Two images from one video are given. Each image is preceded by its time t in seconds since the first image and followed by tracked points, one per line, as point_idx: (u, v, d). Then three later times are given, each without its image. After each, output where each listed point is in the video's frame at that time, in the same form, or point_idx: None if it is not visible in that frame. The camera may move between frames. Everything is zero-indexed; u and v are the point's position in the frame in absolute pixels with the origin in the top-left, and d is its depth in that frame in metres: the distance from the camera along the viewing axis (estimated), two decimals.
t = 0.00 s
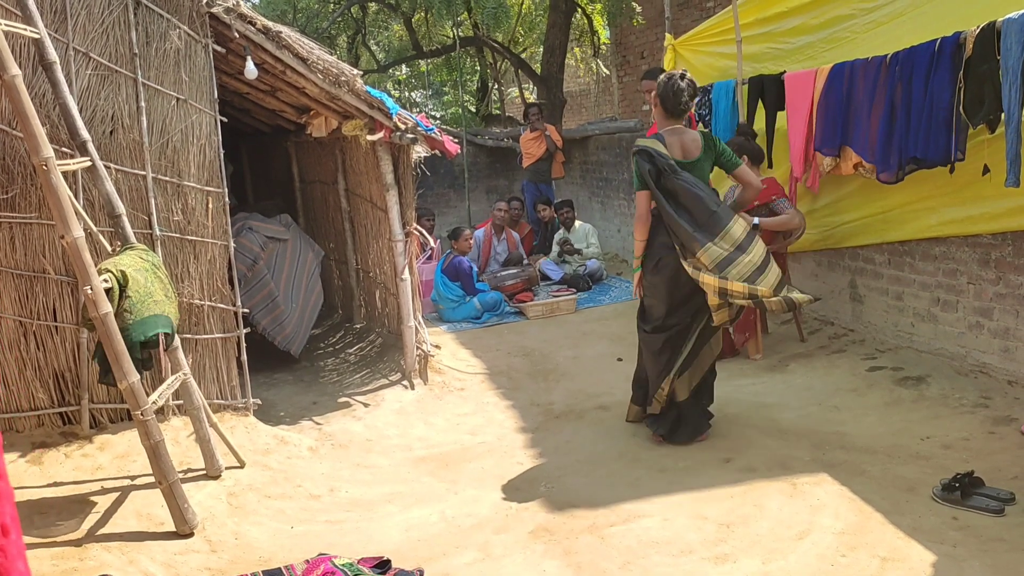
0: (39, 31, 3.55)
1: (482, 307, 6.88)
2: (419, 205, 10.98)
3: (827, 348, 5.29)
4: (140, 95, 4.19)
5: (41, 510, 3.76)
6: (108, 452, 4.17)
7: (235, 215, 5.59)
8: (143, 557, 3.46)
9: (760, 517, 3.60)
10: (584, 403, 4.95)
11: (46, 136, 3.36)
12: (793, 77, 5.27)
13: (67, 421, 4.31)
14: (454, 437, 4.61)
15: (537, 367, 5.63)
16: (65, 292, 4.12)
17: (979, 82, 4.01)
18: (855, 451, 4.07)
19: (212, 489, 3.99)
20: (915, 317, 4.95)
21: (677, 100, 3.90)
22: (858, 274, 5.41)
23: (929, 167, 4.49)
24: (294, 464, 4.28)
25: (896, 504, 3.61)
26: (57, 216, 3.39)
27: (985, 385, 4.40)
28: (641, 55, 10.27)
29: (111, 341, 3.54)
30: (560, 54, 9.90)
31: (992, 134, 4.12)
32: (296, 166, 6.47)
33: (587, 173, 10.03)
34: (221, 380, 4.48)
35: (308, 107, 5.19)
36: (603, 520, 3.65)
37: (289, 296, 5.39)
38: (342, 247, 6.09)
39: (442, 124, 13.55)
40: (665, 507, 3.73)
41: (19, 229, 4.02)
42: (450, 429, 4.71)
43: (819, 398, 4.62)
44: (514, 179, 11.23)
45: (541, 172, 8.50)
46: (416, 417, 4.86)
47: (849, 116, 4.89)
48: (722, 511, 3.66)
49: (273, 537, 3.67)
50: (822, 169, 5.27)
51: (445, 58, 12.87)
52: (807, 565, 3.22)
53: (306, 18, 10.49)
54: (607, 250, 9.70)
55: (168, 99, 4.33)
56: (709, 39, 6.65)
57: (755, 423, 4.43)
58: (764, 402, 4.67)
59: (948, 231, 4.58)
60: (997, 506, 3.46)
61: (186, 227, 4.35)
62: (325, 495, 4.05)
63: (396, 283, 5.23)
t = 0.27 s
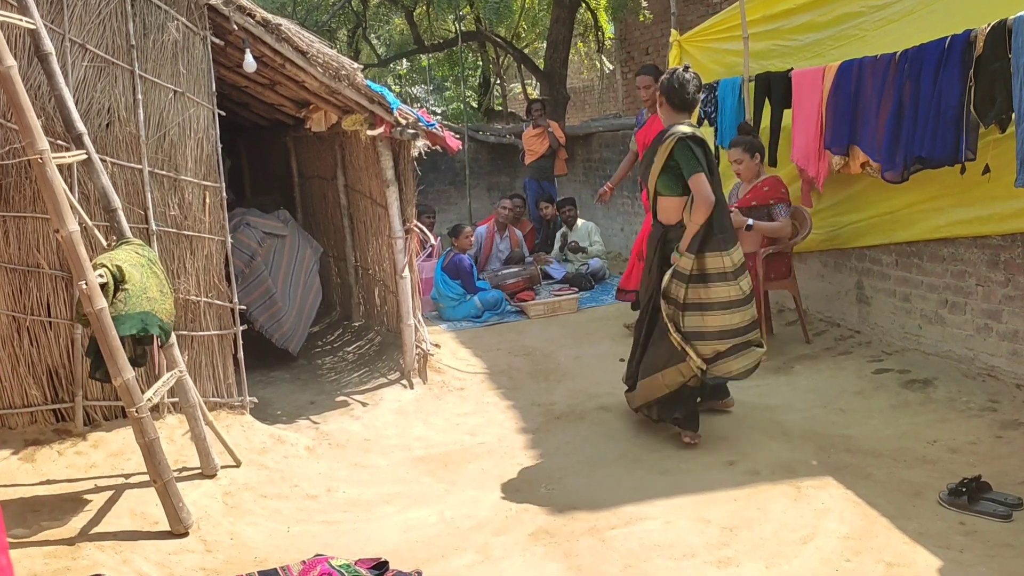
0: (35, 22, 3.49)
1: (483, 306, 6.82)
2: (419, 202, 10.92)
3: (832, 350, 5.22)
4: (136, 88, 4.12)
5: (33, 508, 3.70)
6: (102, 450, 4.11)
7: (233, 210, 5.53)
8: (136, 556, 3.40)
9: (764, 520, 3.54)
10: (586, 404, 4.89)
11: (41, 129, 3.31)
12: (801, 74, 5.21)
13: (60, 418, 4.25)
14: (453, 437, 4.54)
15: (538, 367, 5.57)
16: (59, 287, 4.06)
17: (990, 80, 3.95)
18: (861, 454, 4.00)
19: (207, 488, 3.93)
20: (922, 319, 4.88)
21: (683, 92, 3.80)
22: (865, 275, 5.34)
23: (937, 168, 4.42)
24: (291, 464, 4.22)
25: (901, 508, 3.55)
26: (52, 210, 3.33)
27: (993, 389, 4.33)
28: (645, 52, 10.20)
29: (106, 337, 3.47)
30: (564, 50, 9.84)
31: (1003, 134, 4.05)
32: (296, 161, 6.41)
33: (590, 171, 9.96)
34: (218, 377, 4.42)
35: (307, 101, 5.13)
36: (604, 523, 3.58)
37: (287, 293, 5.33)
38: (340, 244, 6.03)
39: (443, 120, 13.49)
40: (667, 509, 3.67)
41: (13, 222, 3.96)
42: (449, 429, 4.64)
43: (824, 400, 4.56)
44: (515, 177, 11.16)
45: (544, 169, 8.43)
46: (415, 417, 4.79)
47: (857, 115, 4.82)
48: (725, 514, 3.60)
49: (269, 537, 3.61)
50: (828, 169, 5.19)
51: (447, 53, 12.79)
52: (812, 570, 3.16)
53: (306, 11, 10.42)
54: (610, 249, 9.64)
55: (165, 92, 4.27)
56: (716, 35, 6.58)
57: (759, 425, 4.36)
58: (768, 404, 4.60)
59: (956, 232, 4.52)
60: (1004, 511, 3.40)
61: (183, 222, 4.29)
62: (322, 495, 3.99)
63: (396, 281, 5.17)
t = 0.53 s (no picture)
0: (18, 12, 3.37)
1: (481, 306, 6.70)
2: (416, 198, 10.79)
3: (842, 352, 5.08)
4: (124, 80, 3.99)
5: (17, 514, 3.58)
6: (88, 454, 3.99)
7: (223, 207, 5.41)
8: (122, 564, 3.28)
9: (770, 527, 3.41)
10: (587, 407, 4.76)
11: (25, 123, 3.20)
12: (809, 67, 5.06)
13: (45, 421, 4.12)
14: (450, 442, 4.42)
15: (538, 369, 5.44)
16: (44, 286, 3.93)
17: (1005, 73, 3.82)
18: (871, 459, 3.88)
19: (196, 493, 3.81)
20: (935, 320, 4.75)
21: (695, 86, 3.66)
22: (876, 274, 5.21)
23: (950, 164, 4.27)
24: (282, 468, 4.10)
25: (912, 514, 3.42)
26: (36, 206, 3.18)
27: (1008, 392, 4.20)
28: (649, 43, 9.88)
29: (92, 337, 3.33)
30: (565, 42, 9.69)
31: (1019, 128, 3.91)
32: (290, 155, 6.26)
33: (591, 167, 9.83)
34: (207, 379, 4.30)
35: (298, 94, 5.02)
36: (607, 529, 3.46)
37: (279, 293, 5.21)
38: (334, 242, 5.90)
39: (441, 113, 13.35)
40: (671, 516, 3.54)
41: None
42: (446, 433, 4.52)
43: (833, 404, 4.43)
44: (514, 173, 11.03)
45: (544, 165, 8.29)
46: (411, 420, 4.67)
47: (866, 110, 4.68)
48: (730, 521, 3.47)
49: (260, 544, 3.49)
50: (836, 164, 5.03)
51: (445, 44, 12.64)
52: None
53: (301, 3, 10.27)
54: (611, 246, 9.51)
55: (154, 85, 4.14)
56: (722, 26, 6.44)
57: (767, 430, 4.23)
58: (776, 408, 4.47)
59: (968, 231, 4.41)
60: (1020, 518, 3.28)
61: (172, 219, 4.16)
62: (315, 500, 3.86)
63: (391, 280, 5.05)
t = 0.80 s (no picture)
0: None
1: (477, 309, 6.47)
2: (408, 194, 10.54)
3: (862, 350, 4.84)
4: (93, 74, 3.75)
5: None
6: (62, 474, 3.77)
7: (202, 207, 5.17)
8: None
9: (791, 538, 3.18)
10: (591, 414, 4.53)
11: None
12: (821, 49, 4.80)
13: (17, 438, 3.89)
14: (448, 453, 4.19)
15: (539, 373, 5.21)
16: (12, 295, 3.70)
17: None
18: (895, 464, 3.64)
19: (179, 513, 3.58)
20: (960, 315, 4.51)
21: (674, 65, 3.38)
22: (896, 267, 4.96)
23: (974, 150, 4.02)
24: (270, 485, 3.87)
25: (940, 522, 3.20)
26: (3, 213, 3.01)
27: None
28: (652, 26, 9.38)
29: (64, 348, 3.09)
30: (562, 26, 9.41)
31: None
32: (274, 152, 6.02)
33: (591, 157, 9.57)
34: (188, 392, 4.06)
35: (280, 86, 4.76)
36: (615, 544, 3.23)
37: (263, 298, 4.97)
38: (320, 243, 5.66)
39: (433, 102, 13.05)
40: (684, 528, 3.31)
41: None
42: (443, 444, 4.29)
43: (853, 406, 4.20)
44: (510, 165, 10.77)
45: (542, 155, 8.02)
46: (405, 431, 4.44)
47: (882, 94, 4.43)
48: (747, 533, 3.24)
49: (247, 566, 3.26)
50: (850, 152, 4.75)
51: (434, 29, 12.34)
52: None
53: None
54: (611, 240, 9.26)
55: (125, 79, 3.89)
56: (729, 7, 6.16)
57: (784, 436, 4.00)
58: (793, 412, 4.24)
59: (994, 219, 4.17)
60: None
61: (147, 222, 3.92)
62: (305, 518, 3.64)
63: (382, 282, 4.82)
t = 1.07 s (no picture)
0: None
1: (477, 308, 6.37)
2: (405, 191, 10.43)
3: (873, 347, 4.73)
4: (80, 72, 3.64)
5: None
6: (52, 483, 3.67)
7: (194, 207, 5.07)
8: None
9: (802, 541, 3.08)
10: (595, 416, 4.43)
11: None
12: (829, 38, 4.70)
13: (6, 447, 3.79)
14: (448, 457, 4.09)
15: (541, 374, 5.11)
16: None
17: None
18: (907, 464, 3.54)
19: (172, 522, 3.49)
20: (974, 310, 4.41)
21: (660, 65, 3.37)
22: (908, 262, 4.86)
23: (986, 139, 3.93)
24: (266, 492, 3.78)
25: (955, 523, 3.10)
26: None
27: None
28: (653, 16, 9.25)
29: (53, 353, 2.99)
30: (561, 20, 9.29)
31: None
32: (267, 148, 5.91)
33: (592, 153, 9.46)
34: (181, 398, 3.96)
35: (273, 82, 4.65)
36: (621, 549, 3.13)
37: (257, 299, 4.87)
38: (316, 242, 5.55)
39: (430, 97, 12.93)
40: (691, 532, 3.21)
41: None
42: (444, 448, 4.19)
43: (864, 405, 4.09)
44: (509, 160, 10.66)
45: (542, 150, 7.91)
46: (404, 435, 4.34)
47: (892, 83, 4.33)
48: (757, 536, 3.14)
49: None
50: (861, 143, 4.65)
51: (431, 23, 12.22)
52: None
53: None
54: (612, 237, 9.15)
55: (113, 76, 3.78)
56: None
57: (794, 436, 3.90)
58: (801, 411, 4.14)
59: (1009, 211, 4.09)
60: None
61: (137, 223, 3.82)
62: (301, 526, 3.54)
63: (379, 282, 4.71)
